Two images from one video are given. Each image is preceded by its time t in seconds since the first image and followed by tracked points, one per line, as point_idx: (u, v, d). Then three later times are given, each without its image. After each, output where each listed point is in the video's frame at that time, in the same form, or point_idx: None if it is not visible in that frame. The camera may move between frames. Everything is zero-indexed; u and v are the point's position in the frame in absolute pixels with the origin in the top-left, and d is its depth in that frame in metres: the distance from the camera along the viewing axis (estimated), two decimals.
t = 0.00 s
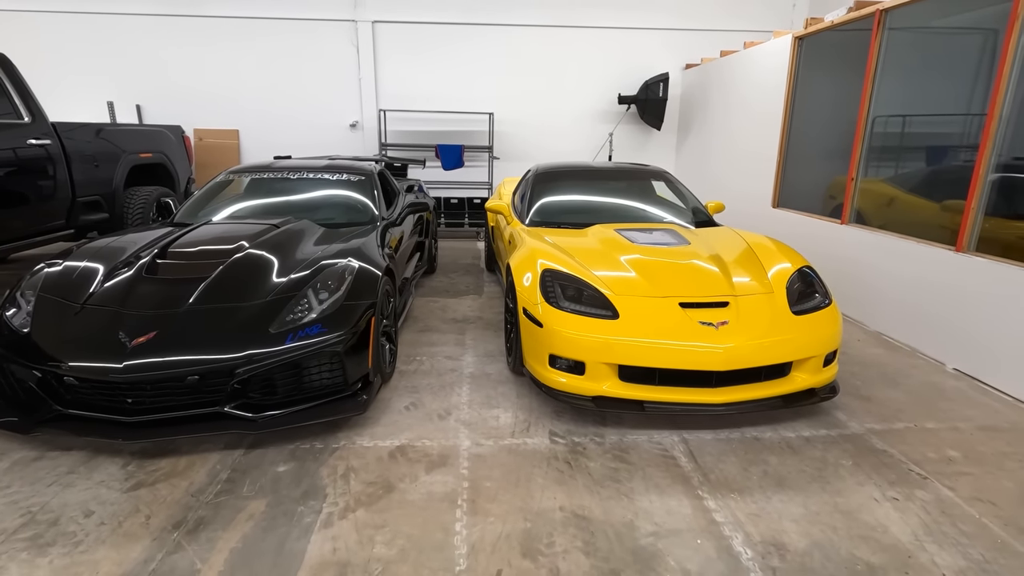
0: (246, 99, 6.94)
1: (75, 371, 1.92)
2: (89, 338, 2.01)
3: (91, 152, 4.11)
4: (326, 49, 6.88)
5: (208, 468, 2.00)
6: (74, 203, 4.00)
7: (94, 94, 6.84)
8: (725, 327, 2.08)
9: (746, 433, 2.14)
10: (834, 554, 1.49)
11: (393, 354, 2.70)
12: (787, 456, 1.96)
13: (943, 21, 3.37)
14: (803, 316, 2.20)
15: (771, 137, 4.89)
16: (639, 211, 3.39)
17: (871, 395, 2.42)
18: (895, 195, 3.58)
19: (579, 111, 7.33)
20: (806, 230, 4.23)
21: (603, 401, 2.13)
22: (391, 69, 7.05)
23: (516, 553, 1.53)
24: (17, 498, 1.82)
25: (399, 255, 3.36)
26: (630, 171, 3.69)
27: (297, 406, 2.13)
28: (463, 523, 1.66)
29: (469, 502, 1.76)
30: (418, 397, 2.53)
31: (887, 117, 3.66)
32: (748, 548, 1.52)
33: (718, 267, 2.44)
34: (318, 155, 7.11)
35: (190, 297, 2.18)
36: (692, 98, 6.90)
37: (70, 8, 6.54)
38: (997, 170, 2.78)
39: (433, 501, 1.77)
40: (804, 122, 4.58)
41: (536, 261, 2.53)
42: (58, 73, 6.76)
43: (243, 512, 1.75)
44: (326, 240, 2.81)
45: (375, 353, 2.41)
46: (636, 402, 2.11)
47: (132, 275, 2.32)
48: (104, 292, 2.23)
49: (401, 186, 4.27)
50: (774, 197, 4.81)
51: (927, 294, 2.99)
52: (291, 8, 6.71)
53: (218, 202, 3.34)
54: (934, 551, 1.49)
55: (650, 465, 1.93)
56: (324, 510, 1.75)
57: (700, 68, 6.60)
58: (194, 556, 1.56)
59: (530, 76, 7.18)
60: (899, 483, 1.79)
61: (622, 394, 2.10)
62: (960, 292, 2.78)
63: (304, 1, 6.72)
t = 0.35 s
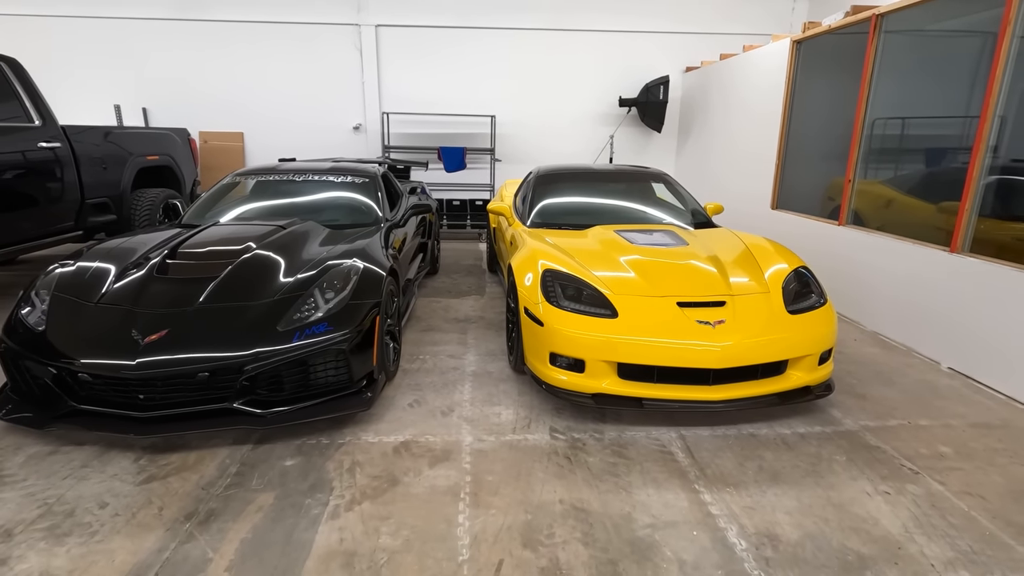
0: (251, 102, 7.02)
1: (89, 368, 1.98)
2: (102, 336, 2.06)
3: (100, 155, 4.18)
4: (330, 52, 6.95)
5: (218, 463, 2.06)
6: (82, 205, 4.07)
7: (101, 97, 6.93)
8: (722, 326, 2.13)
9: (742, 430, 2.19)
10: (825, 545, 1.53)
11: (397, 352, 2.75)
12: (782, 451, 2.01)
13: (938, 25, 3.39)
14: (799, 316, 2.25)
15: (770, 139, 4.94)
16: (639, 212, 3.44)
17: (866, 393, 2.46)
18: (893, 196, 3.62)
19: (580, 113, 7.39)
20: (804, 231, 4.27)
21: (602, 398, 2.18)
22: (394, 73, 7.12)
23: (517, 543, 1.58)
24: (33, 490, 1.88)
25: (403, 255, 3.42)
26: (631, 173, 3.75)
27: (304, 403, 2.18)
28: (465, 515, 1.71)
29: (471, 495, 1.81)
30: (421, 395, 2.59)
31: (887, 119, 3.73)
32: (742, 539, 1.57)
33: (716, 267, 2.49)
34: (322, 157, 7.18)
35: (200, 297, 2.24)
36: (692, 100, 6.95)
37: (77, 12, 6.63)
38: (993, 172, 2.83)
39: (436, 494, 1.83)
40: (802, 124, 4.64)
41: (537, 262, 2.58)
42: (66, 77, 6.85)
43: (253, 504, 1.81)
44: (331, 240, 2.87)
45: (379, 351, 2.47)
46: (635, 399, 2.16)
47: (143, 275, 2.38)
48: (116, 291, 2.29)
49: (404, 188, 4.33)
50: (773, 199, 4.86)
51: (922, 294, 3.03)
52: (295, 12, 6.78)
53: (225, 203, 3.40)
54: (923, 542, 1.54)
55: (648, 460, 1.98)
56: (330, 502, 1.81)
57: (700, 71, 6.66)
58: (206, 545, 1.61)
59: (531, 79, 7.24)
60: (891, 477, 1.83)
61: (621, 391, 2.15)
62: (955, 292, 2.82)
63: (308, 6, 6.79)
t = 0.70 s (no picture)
0: (253, 104, 7.06)
1: (94, 365, 2.00)
2: (107, 334, 2.09)
3: (104, 156, 4.21)
4: (332, 54, 6.99)
5: (221, 460, 2.08)
6: (86, 206, 4.09)
7: (105, 98, 6.97)
8: (721, 325, 2.14)
9: (741, 429, 2.20)
10: (823, 542, 1.54)
11: (398, 351, 2.77)
12: (780, 450, 2.02)
13: (937, 27, 3.42)
14: (798, 315, 2.26)
15: (771, 140, 4.95)
16: (639, 212, 3.45)
17: (865, 392, 2.47)
18: (893, 197, 3.63)
19: (581, 114, 7.41)
20: (805, 232, 4.28)
21: (602, 396, 2.20)
22: (396, 74, 7.15)
23: (517, 539, 1.60)
24: (38, 486, 1.90)
25: (404, 255, 3.44)
26: (631, 174, 3.76)
27: (306, 400, 2.20)
28: (465, 512, 1.73)
29: (471, 492, 1.83)
30: (422, 393, 2.60)
31: (888, 120, 3.73)
32: (739, 536, 1.58)
33: (715, 267, 2.50)
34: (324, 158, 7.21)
35: (203, 295, 2.26)
36: (693, 101, 6.97)
37: (81, 14, 6.67)
38: (993, 172, 2.83)
39: (436, 490, 1.84)
40: (803, 125, 4.65)
41: (538, 261, 2.60)
42: (70, 78, 6.90)
43: (255, 500, 1.83)
44: (333, 240, 2.89)
45: (381, 350, 2.49)
46: (634, 398, 2.17)
47: (148, 274, 2.41)
48: (120, 290, 2.31)
49: (406, 188, 4.35)
50: (774, 199, 4.86)
51: (922, 294, 3.05)
52: (297, 14, 6.81)
53: (227, 204, 3.42)
54: (920, 539, 1.55)
55: (647, 458, 1.99)
56: (332, 499, 1.82)
57: (701, 72, 6.68)
58: (209, 541, 1.63)
59: (532, 80, 7.26)
60: (888, 475, 1.84)
61: (621, 390, 2.17)
62: (954, 292, 2.83)
63: (310, 8, 6.82)
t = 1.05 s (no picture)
0: (257, 107, 7.09)
1: (100, 367, 2.02)
2: (114, 336, 2.11)
3: (109, 159, 4.24)
4: (335, 57, 7.02)
5: (226, 461, 2.10)
6: (92, 208, 4.12)
7: (110, 101, 7.02)
8: (723, 328, 2.15)
9: (743, 431, 2.21)
10: (824, 544, 1.55)
11: (401, 353, 2.79)
12: (782, 452, 2.03)
13: (939, 30, 3.44)
14: (800, 318, 2.26)
15: (773, 143, 4.96)
16: (641, 215, 3.46)
17: (867, 395, 2.47)
18: (896, 199, 3.63)
19: (583, 116, 7.43)
20: (807, 234, 4.28)
21: (604, 398, 2.21)
22: (399, 77, 7.17)
23: (520, 541, 1.61)
24: (46, 487, 1.92)
25: (407, 258, 3.45)
26: (634, 176, 3.77)
27: (310, 403, 2.21)
28: (469, 513, 1.74)
29: (474, 494, 1.84)
30: (426, 395, 2.62)
31: (890, 122, 3.73)
32: (741, 538, 1.59)
33: (717, 270, 2.51)
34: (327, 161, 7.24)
35: (209, 298, 2.28)
36: (695, 104, 6.98)
37: (87, 18, 6.72)
38: (995, 176, 2.85)
39: (440, 492, 1.86)
40: (805, 128, 4.66)
41: (540, 264, 2.61)
42: (76, 82, 6.95)
43: (260, 502, 1.84)
44: (337, 243, 2.91)
45: (384, 352, 2.50)
46: (636, 400, 2.18)
47: (154, 277, 2.43)
48: (126, 293, 2.33)
49: (409, 191, 4.37)
50: (776, 202, 4.86)
51: (924, 296, 3.05)
52: (301, 17, 6.85)
53: (232, 207, 3.45)
54: (922, 542, 1.55)
55: (649, 460, 2.00)
56: (336, 500, 1.84)
57: (703, 75, 6.69)
58: (215, 541, 1.65)
59: (535, 83, 7.28)
60: (890, 478, 1.85)
61: (623, 392, 2.18)
62: (956, 294, 2.83)
63: (313, 12, 6.85)
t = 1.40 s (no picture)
0: (261, 107, 7.11)
1: (106, 366, 2.03)
2: (119, 335, 2.12)
3: (113, 159, 4.26)
4: (339, 59, 7.04)
5: (231, 459, 2.10)
6: (96, 208, 4.14)
7: (114, 101, 7.04)
8: (727, 327, 2.15)
9: (747, 431, 2.21)
10: (828, 543, 1.55)
11: (405, 353, 2.79)
12: (786, 451, 2.03)
13: (942, 31, 3.45)
14: (803, 317, 2.26)
15: (775, 144, 4.96)
16: (644, 215, 3.46)
17: (871, 394, 2.47)
18: (899, 199, 3.63)
19: (585, 117, 7.44)
20: (810, 235, 4.28)
21: (608, 397, 2.21)
22: (402, 78, 7.19)
23: (524, 539, 1.61)
24: (52, 485, 1.93)
25: (411, 258, 3.46)
26: (637, 177, 3.77)
27: (315, 401, 2.22)
28: (473, 511, 1.75)
29: (479, 492, 1.85)
30: (429, 395, 2.62)
31: (894, 123, 3.73)
32: (746, 537, 1.59)
33: (721, 270, 2.52)
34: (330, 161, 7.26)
35: (214, 297, 2.29)
36: (698, 105, 6.99)
37: (92, 19, 6.75)
38: (998, 176, 2.85)
39: (444, 490, 1.86)
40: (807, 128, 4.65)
41: (544, 263, 2.62)
42: (80, 82, 6.98)
43: (265, 499, 1.85)
44: (341, 243, 2.92)
45: (388, 351, 2.51)
46: (640, 399, 2.19)
47: (159, 276, 2.44)
48: (131, 292, 2.34)
49: (412, 192, 4.38)
50: (778, 202, 4.86)
51: (928, 296, 3.05)
52: (304, 18, 6.87)
53: (236, 206, 3.46)
54: (926, 541, 1.55)
55: (653, 460, 2.00)
56: (341, 498, 1.85)
57: (706, 76, 6.69)
58: (220, 539, 1.66)
59: (537, 84, 7.29)
60: (895, 477, 1.85)
61: (627, 391, 2.18)
62: (960, 295, 2.83)
63: (317, 13, 6.88)
